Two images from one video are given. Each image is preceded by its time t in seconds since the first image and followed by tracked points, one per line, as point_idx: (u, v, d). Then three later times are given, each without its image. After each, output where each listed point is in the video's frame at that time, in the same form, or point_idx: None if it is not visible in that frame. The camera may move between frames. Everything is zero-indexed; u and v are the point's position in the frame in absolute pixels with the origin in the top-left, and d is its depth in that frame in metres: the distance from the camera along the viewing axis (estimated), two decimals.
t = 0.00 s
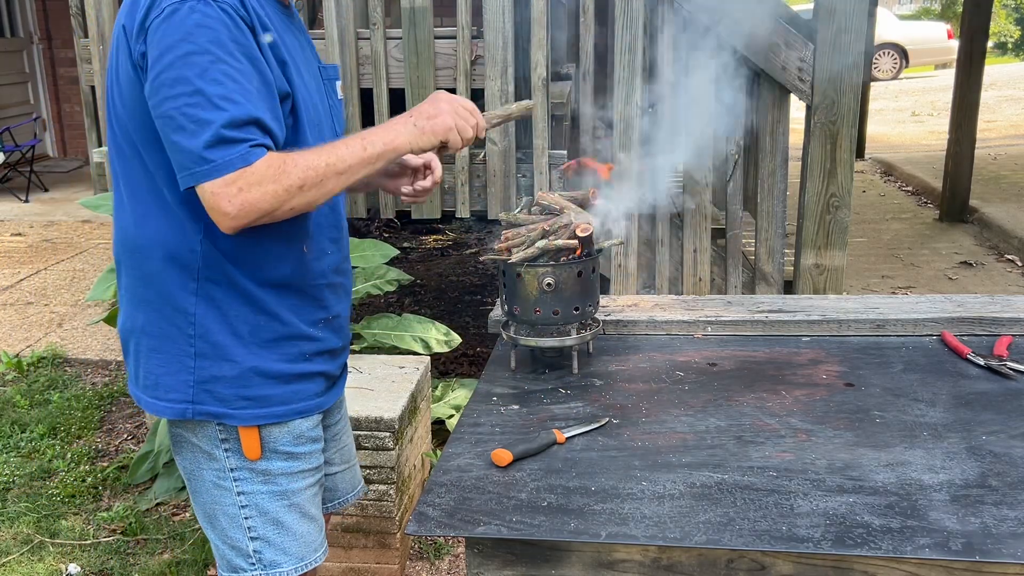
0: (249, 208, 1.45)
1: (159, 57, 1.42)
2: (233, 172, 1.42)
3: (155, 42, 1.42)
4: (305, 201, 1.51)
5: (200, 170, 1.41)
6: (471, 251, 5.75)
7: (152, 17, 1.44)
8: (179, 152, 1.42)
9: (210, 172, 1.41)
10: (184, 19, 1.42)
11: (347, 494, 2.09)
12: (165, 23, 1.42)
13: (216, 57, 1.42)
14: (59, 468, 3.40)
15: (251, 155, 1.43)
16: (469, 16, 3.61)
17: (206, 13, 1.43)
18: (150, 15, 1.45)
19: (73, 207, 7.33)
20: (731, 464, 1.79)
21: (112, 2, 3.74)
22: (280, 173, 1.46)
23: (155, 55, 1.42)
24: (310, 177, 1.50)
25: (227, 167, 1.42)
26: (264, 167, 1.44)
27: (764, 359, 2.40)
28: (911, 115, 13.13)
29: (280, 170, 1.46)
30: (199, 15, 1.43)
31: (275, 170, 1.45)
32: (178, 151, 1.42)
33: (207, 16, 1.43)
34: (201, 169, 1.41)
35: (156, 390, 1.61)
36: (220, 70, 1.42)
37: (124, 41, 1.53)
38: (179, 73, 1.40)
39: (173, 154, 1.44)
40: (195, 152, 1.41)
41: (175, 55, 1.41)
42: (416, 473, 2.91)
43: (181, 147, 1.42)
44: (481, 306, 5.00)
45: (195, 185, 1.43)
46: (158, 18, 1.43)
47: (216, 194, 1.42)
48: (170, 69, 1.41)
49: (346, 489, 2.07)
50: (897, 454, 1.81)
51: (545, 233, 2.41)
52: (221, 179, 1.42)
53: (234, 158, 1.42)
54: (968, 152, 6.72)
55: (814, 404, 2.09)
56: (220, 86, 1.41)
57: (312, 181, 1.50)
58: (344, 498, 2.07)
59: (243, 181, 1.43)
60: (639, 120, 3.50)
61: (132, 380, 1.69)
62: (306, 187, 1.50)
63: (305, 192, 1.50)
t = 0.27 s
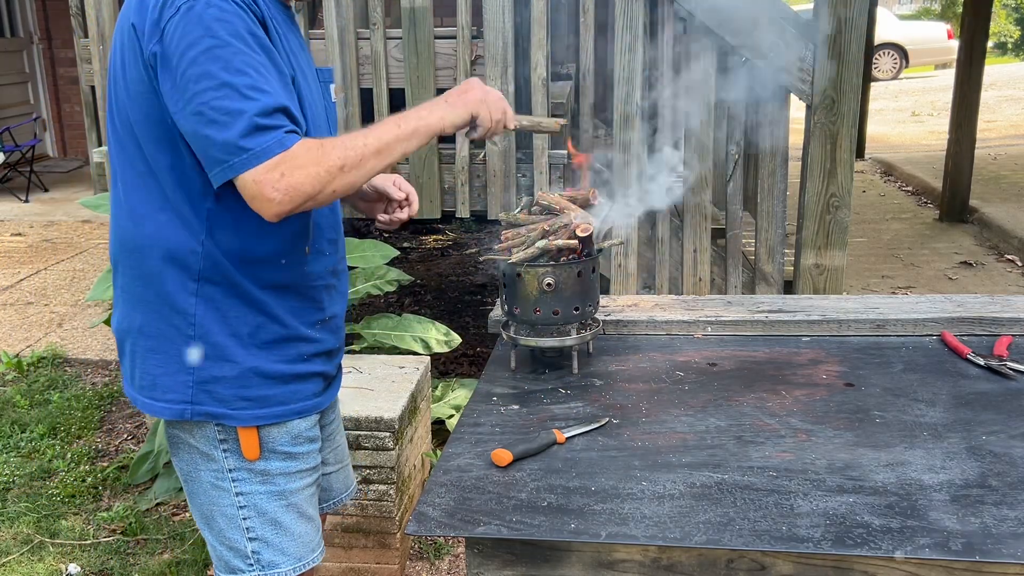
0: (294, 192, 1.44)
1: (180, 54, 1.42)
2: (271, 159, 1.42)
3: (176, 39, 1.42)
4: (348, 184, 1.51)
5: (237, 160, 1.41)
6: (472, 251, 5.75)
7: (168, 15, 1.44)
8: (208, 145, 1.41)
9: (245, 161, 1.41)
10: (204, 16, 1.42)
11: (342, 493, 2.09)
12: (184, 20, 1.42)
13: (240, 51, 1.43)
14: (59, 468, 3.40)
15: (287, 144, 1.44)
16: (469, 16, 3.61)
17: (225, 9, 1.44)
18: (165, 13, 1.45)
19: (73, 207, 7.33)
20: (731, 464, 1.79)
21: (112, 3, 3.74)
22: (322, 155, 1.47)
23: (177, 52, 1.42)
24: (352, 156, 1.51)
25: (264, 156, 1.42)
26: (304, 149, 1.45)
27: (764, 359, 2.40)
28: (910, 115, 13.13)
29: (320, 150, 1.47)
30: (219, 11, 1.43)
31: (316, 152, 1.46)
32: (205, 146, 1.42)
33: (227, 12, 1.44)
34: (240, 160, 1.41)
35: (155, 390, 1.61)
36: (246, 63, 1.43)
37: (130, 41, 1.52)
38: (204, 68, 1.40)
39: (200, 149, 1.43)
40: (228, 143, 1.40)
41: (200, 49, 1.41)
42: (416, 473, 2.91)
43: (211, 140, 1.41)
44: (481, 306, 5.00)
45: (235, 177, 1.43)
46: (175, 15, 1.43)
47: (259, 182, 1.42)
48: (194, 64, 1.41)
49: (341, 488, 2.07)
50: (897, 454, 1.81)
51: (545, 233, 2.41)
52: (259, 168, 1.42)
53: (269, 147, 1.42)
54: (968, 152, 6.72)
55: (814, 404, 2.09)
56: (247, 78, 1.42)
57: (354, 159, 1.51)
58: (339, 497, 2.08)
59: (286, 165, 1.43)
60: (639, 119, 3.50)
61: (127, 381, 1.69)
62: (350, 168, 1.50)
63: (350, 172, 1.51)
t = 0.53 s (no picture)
0: (322, 193, 1.49)
1: (193, 55, 1.43)
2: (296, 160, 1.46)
3: (189, 39, 1.43)
4: (375, 192, 1.57)
5: (261, 160, 1.44)
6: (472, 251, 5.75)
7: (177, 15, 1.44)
8: (227, 145, 1.43)
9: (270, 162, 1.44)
10: (216, 17, 1.43)
11: (340, 494, 2.08)
12: (196, 20, 1.43)
13: (253, 51, 1.44)
14: (59, 468, 3.40)
15: (309, 144, 1.47)
16: (469, 16, 3.61)
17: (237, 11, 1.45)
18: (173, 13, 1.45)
19: (73, 207, 7.33)
20: (731, 464, 1.79)
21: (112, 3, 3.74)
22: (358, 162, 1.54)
23: (190, 54, 1.43)
24: (382, 167, 1.58)
25: (288, 157, 1.45)
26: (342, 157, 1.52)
27: (764, 359, 2.40)
28: (910, 115, 13.13)
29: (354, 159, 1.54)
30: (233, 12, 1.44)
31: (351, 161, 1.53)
32: (224, 147, 1.44)
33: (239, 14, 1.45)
34: (265, 161, 1.44)
35: (151, 390, 1.61)
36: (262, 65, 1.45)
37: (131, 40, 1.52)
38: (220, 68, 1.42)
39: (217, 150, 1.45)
40: (250, 144, 1.43)
41: (217, 51, 1.42)
42: (416, 473, 2.91)
43: (231, 140, 1.43)
44: (481, 306, 5.00)
45: (258, 177, 1.46)
46: (186, 16, 1.43)
47: (287, 180, 1.46)
48: (210, 64, 1.42)
49: (340, 490, 2.07)
50: (897, 454, 1.81)
51: (546, 233, 2.41)
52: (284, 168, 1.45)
53: (291, 149, 1.45)
54: (968, 152, 6.72)
55: (814, 404, 2.09)
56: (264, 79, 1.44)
57: (385, 172, 1.58)
58: (338, 499, 2.08)
59: (321, 167, 1.49)
60: (639, 120, 3.51)
61: (122, 381, 1.69)
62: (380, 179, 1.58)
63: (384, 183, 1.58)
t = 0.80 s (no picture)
0: (303, 202, 1.49)
1: (192, 56, 1.43)
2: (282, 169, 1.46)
3: (189, 39, 1.43)
4: (354, 204, 1.56)
5: (248, 166, 1.44)
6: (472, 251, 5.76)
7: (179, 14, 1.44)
8: (217, 148, 1.44)
9: (258, 168, 1.44)
10: (217, 19, 1.43)
11: (332, 497, 2.08)
12: (196, 21, 1.43)
13: (251, 56, 1.44)
14: (59, 468, 3.40)
15: (296, 155, 1.47)
16: (469, 16, 3.61)
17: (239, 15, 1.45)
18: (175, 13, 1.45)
19: (73, 207, 7.33)
20: (731, 464, 1.79)
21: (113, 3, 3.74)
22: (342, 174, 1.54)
23: (189, 54, 1.43)
24: (364, 180, 1.57)
25: (276, 164, 1.45)
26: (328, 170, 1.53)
27: (765, 359, 2.40)
28: (910, 115, 13.13)
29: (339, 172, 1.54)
30: (234, 15, 1.44)
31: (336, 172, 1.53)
32: (214, 149, 1.44)
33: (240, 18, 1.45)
34: (250, 167, 1.44)
35: (141, 387, 1.62)
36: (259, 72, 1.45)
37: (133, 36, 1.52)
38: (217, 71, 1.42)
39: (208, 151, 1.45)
40: (238, 148, 1.43)
41: (216, 54, 1.42)
42: (416, 473, 2.91)
43: (222, 144, 1.43)
44: (481, 306, 5.00)
45: (243, 181, 1.46)
46: (188, 16, 1.43)
47: (270, 188, 1.46)
48: (209, 66, 1.42)
49: (332, 493, 2.07)
50: (897, 454, 1.81)
51: (545, 233, 2.41)
52: (272, 175, 1.45)
53: (279, 157, 1.45)
54: (968, 152, 6.72)
55: (814, 404, 2.09)
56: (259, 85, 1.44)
57: (368, 186, 1.58)
58: (330, 502, 2.08)
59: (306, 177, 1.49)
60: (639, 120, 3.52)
61: (112, 378, 1.69)
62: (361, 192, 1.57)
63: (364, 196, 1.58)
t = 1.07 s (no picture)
0: (186, 202, 1.37)
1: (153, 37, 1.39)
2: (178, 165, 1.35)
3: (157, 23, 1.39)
4: (229, 231, 1.43)
5: (148, 152, 1.34)
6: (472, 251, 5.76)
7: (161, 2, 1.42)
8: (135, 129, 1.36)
9: (157, 158, 1.34)
10: (190, 6, 1.39)
11: (323, 504, 2.08)
12: (174, 7, 1.40)
13: (209, 49, 1.38)
14: (59, 468, 3.40)
15: (206, 157, 1.37)
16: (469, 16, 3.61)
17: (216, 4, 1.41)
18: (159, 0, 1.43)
19: (73, 207, 7.33)
20: (731, 464, 1.79)
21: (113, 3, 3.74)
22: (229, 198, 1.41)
23: (151, 37, 1.39)
24: (253, 216, 1.45)
25: (176, 157, 1.35)
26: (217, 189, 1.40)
27: (764, 359, 2.40)
28: (910, 115, 13.13)
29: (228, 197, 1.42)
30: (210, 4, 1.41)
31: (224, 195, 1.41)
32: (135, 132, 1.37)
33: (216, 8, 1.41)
34: (145, 147, 1.34)
35: (124, 386, 1.59)
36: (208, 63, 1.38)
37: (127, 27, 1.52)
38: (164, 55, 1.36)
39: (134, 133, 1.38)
40: (147, 133, 1.34)
41: (170, 38, 1.37)
42: (416, 473, 2.91)
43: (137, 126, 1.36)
44: (481, 306, 5.00)
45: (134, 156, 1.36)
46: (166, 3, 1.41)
47: (154, 176, 1.35)
48: (159, 50, 1.37)
49: (324, 501, 2.07)
50: (897, 454, 1.81)
51: (545, 233, 2.41)
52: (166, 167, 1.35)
53: (182, 151, 1.35)
54: (968, 152, 6.71)
55: (814, 404, 2.09)
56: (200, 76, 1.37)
57: (250, 227, 1.45)
58: (323, 509, 2.08)
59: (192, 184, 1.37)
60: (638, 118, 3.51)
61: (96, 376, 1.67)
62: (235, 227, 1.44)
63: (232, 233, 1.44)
